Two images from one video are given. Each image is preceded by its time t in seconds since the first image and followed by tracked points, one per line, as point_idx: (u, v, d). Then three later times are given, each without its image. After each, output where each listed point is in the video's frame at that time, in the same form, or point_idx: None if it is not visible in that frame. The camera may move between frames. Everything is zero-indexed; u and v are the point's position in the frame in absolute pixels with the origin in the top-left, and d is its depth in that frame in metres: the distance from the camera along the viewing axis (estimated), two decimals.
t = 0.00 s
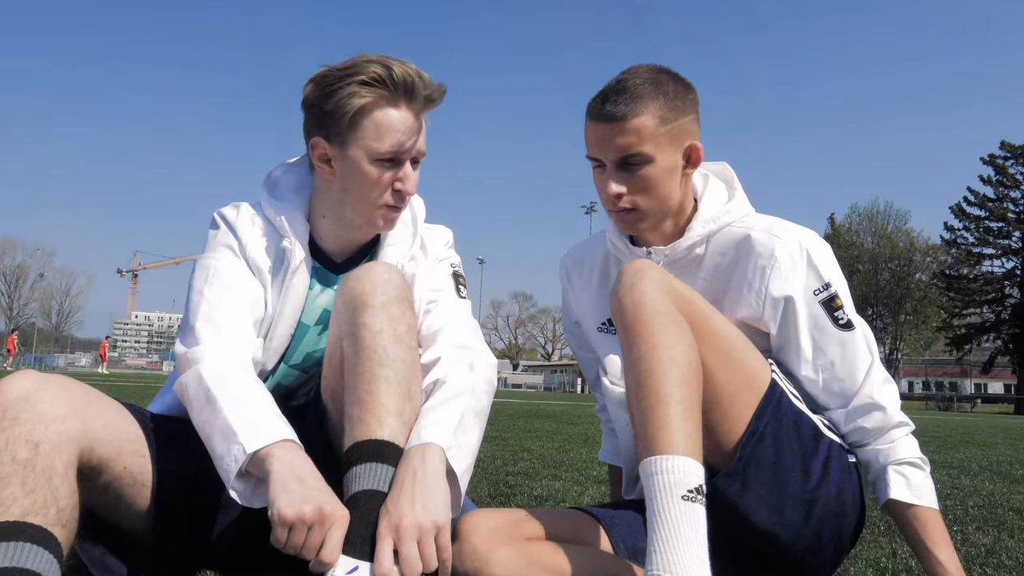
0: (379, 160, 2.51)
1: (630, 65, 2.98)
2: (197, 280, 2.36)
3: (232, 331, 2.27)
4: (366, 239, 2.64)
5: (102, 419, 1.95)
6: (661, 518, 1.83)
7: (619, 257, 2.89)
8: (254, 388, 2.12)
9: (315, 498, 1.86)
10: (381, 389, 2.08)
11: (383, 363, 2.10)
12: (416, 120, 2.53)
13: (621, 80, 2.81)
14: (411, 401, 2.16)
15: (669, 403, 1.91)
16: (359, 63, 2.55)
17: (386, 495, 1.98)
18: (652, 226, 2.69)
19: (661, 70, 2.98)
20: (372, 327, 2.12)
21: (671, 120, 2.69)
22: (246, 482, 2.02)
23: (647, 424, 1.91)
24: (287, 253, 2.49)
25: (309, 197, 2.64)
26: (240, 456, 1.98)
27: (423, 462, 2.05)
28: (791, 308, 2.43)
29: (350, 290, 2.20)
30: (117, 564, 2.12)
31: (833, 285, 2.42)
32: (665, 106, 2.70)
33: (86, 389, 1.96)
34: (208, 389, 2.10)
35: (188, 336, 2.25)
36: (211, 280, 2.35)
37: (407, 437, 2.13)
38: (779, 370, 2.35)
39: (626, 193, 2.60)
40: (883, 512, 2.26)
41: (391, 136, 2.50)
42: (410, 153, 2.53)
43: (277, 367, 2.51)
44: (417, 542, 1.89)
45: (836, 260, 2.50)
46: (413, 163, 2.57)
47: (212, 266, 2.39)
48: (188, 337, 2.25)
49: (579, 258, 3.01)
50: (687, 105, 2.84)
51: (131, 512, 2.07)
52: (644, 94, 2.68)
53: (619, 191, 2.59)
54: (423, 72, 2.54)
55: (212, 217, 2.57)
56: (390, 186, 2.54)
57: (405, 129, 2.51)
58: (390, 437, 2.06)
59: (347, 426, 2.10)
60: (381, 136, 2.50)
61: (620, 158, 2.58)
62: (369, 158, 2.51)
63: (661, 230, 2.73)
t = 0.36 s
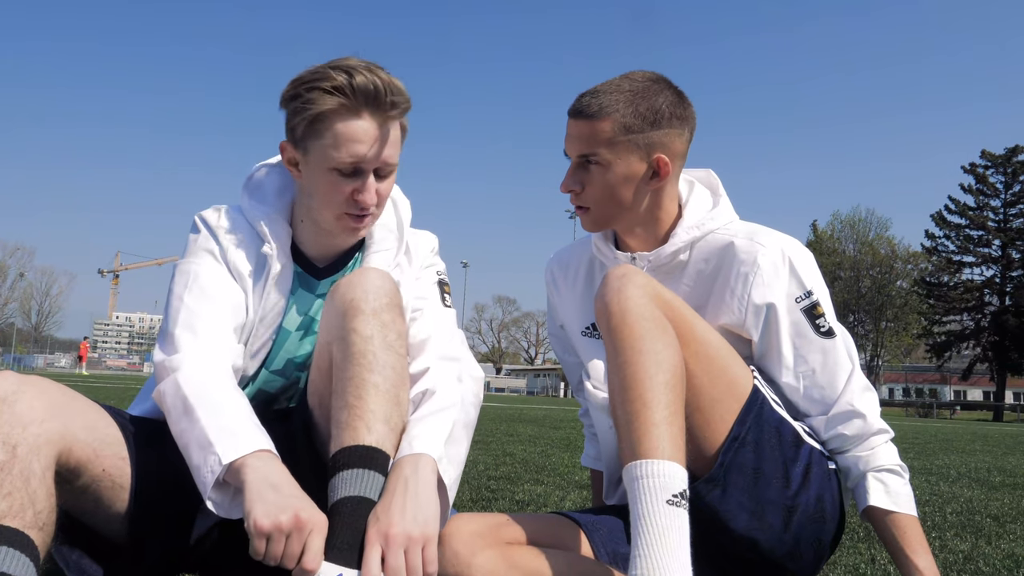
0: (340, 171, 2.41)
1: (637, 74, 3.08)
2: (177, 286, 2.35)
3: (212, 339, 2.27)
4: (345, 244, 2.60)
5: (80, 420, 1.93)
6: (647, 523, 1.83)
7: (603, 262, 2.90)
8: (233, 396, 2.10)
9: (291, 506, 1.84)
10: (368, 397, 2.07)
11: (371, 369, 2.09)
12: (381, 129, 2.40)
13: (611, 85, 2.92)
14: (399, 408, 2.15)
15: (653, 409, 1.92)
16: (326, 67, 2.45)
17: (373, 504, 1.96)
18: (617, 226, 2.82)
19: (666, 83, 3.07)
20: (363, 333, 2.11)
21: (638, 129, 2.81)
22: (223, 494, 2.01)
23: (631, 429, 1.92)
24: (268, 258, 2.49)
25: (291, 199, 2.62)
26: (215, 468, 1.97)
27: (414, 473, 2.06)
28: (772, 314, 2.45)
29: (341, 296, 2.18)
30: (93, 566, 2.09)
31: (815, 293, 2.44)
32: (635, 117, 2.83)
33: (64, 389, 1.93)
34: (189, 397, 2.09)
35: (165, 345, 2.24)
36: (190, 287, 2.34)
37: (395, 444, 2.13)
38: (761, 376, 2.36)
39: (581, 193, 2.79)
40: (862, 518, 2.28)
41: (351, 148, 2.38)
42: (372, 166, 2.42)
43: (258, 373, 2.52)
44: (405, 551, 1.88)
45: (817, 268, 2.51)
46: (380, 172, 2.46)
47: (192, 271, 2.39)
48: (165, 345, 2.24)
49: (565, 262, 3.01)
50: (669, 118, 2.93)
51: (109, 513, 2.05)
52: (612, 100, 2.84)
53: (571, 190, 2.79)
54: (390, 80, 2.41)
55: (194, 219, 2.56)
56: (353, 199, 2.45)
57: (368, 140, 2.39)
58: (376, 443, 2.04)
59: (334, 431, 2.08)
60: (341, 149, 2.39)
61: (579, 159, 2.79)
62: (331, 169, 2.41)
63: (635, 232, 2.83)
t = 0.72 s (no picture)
0: (276, 176, 2.36)
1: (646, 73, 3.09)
2: (169, 305, 2.33)
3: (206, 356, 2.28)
4: (317, 249, 2.56)
5: (89, 415, 1.93)
6: (649, 524, 1.82)
7: (606, 262, 2.90)
8: (235, 409, 2.10)
9: (309, 494, 1.85)
10: (403, 394, 2.07)
11: (408, 367, 2.09)
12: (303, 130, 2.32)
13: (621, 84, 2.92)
14: (431, 408, 2.15)
15: (658, 409, 1.91)
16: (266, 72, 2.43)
17: (403, 499, 1.94)
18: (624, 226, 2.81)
19: (674, 82, 3.07)
20: (401, 330, 2.12)
21: (649, 129, 2.82)
22: (242, 505, 2.02)
23: (636, 429, 1.92)
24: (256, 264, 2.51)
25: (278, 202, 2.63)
26: (233, 481, 1.97)
27: (446, 473, 2.06)
28: (775, 315, 2.45)
29: (379, 293, 2.19)
30: (100, 562, 2.11)
31: (818, 293, 2.44)
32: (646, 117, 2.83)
33: (72, 384, 1.92)
34: (191, 417, 2.08)
35: (162, 369, 2.24)
36: (183, 305, 2.33)
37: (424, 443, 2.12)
38: (764, 377, 2.36)
39: (590, 192, 2.78)
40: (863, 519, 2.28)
41: (283, 153, 2.32)
42: (309, 169, 2.34)
43: (257, 378, 2.52)
44: (431, 548, 1.86)
45: (820, 269, 2.52)
46: (317, 174, 2.37)
47: (182, 286, 2.37)
48: (162, 370, 2.24)
49: (567, 261, 3.01)
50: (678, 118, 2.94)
51: (115, 510, 2.05)
52: (623, 99, 2.84)
53: (581, 189, 2.78)
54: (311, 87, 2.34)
55: (179, 231, 2.53)
56: (297, 205, 2.39)
57: (292, 143, 2.32)
58: (408, 441, 2.03)
59: (366, 424, 2.07)
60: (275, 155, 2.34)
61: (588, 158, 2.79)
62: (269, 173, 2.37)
63: (640, 232, 2.82)
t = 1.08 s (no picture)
0: (307, 171, 2.41)
1: (645, 69, 3.04)
2: (166, 303, 2.34)
3: (205, 351, 2.28)
4: (330, 243, 2.60)
5: (90, 415, 1.94)
6: (653, 520, 1.82)
7: (609, 260, 2.90)
8: (233, 405, 2.10)
9: (307, 494, 1.86)
10: (394, 390, 2.07)
11: (398, 363, 2.10)
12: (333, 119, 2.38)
13: (630, 84, 2.86)
14: (423, 404, 2.16)
15: (662, 406, 1.91)
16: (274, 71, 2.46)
17: (398, 498, 1.95)
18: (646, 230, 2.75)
19: (674, 77, 3.04)
20: (391, 326, 2.12)
21: (674, 132, 2.77)
22: (241, 501, 2.02)
23: (640, 426, 1.92)
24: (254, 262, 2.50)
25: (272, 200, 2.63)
26: (232, 476, 1.97)
27: (441, 472, 2.07)
28: (778, 313, 2.45)
29: (368, 291, 2.20)
30: (103, 561, 2.13)
31: (821, 292, 2.43)
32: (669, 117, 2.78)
33: (73, 382, 1.92)
34: (189, 413, 2.08)
35: (159, 366, 2.25)
36: (178, 303, 2.34)
37: (418, 440, 2.13)
38: (768, 375, 2.36)
39: (619, 200, 2.67)
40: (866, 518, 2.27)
41: (318, 145, 2.38)
42: (341, 160, 2.41)
43: (257, 375, 2.53)
44: (428, 546, 1.86)
45: (823, 268, 2.51)
46: (348, 165, 2.44)
47: (178, 284, 2.39)
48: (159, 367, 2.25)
49: (570, 259, 3.00)
50: (691, 118, 2.91)
51: (117, 510, 2.06)
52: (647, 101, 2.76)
53: (611, 198, 2.65)
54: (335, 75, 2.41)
55: (176, 230, 2.55)
56: (329, 196, 2.44)
57: (325, 134, 2.38)
58: (401, 438, 2.04)
59: (358, 422, 2.07)
60: (308, 148, 2.39)
61: (616, 163, 2.66)
62: (298, 169, 2.42)
63: (654, 232, 2.77)
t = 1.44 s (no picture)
0: (355, 164, 2.53)
1: (656, 65, 3.03)
2: (166, 299, 2.34)
3: (207, 346, 2.28)
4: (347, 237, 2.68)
5: (89, 412, 1.94)
6: (661, 516, 1.82)
7: (613, 257, 2.90)
8: (234, 399, 2.10)
9: (305, 491, 1.85)
10: (384, 385, 2.07)
11: (387, 359, 2.10)
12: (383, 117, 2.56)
13: (644, 82, 2.84)
14: (414, 398, 2.15)
15: (671, 402, 1.91)
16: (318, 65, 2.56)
17: (393, 493, 1.96)
18: (657, 230, 2.75)
19: (685, 75, 3.03)
20: (379, 322, 2.13)
21: (689, 132, 2.76)
22: (241, 494, 2.02)
23: (649, 423, 1.92)
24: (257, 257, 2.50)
25: (274, 194, 2.65)
26: (232, 469, 1.97)
27: (434, 467, 2.08)
28: (783, 310, 2.45)
29: (354, 286, 2.21)
30: (104, 558, 2.13)
31: (827, 289, 2.42)
32: (683, 116, 2.77)
33: (73, 380, 1.92)
34: (191, 407, 2.08)
35: (159, 360, 2.25)
36: (179, 298, 2.34)
37: (410, 436, 2.13)
38: (774, 373, 2.35)
39: (634, 200, 2.66)
40: (871, 516, 2.27)
41: (367, 138, 2.52)
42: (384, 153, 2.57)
43: (258, 370, 2.54)
44: (424, 540, 1.87)
45: (829, 265, 2.51)
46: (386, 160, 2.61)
47: (179, 280, 2.39)
48: (159, 362, 2.25)
49: (574, 257, 3.00)
50: (704, 117, 2.90)
51: (119, 506, 2.06)
52: (663, 101, 2.75)
53: (627, 198, 2.65)
54: (387, 67, 2.56)
55: (177, 226, 2.55)
56: (368, 188, 2.57)
57: (378, 129, 2.54)
58: (394, 434, 2.03)
59: (350, 420, 2.07)
60: (356, 141, 2.52)
61: (633, 163, 2.65)
62: (345, 161, 2.53)
63: (663, 231, 2.77)
